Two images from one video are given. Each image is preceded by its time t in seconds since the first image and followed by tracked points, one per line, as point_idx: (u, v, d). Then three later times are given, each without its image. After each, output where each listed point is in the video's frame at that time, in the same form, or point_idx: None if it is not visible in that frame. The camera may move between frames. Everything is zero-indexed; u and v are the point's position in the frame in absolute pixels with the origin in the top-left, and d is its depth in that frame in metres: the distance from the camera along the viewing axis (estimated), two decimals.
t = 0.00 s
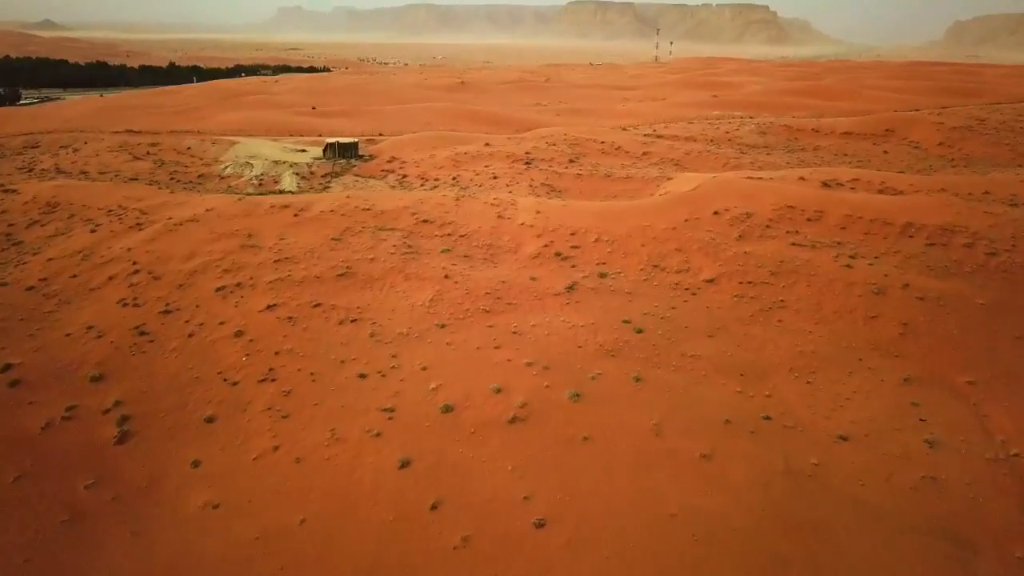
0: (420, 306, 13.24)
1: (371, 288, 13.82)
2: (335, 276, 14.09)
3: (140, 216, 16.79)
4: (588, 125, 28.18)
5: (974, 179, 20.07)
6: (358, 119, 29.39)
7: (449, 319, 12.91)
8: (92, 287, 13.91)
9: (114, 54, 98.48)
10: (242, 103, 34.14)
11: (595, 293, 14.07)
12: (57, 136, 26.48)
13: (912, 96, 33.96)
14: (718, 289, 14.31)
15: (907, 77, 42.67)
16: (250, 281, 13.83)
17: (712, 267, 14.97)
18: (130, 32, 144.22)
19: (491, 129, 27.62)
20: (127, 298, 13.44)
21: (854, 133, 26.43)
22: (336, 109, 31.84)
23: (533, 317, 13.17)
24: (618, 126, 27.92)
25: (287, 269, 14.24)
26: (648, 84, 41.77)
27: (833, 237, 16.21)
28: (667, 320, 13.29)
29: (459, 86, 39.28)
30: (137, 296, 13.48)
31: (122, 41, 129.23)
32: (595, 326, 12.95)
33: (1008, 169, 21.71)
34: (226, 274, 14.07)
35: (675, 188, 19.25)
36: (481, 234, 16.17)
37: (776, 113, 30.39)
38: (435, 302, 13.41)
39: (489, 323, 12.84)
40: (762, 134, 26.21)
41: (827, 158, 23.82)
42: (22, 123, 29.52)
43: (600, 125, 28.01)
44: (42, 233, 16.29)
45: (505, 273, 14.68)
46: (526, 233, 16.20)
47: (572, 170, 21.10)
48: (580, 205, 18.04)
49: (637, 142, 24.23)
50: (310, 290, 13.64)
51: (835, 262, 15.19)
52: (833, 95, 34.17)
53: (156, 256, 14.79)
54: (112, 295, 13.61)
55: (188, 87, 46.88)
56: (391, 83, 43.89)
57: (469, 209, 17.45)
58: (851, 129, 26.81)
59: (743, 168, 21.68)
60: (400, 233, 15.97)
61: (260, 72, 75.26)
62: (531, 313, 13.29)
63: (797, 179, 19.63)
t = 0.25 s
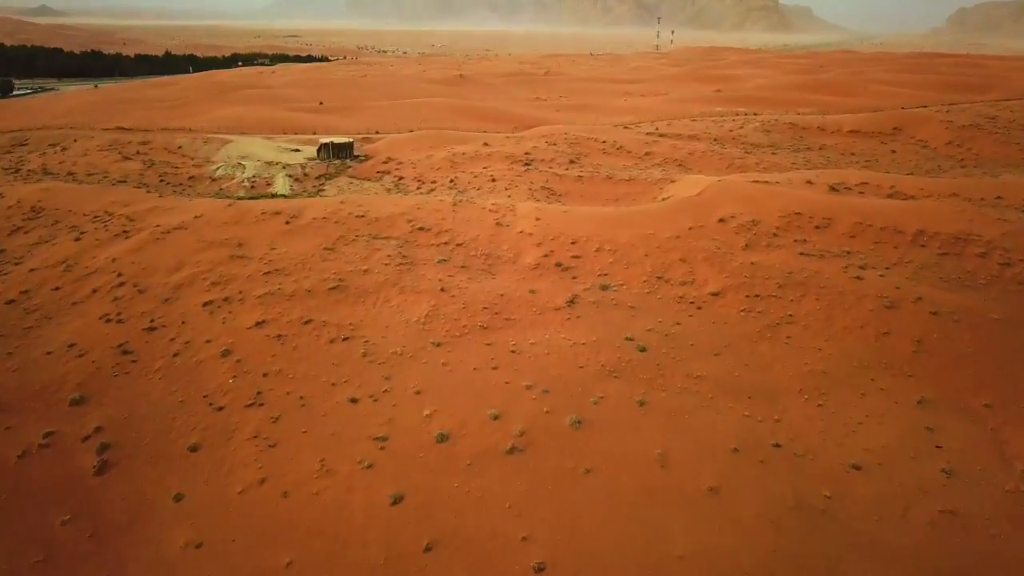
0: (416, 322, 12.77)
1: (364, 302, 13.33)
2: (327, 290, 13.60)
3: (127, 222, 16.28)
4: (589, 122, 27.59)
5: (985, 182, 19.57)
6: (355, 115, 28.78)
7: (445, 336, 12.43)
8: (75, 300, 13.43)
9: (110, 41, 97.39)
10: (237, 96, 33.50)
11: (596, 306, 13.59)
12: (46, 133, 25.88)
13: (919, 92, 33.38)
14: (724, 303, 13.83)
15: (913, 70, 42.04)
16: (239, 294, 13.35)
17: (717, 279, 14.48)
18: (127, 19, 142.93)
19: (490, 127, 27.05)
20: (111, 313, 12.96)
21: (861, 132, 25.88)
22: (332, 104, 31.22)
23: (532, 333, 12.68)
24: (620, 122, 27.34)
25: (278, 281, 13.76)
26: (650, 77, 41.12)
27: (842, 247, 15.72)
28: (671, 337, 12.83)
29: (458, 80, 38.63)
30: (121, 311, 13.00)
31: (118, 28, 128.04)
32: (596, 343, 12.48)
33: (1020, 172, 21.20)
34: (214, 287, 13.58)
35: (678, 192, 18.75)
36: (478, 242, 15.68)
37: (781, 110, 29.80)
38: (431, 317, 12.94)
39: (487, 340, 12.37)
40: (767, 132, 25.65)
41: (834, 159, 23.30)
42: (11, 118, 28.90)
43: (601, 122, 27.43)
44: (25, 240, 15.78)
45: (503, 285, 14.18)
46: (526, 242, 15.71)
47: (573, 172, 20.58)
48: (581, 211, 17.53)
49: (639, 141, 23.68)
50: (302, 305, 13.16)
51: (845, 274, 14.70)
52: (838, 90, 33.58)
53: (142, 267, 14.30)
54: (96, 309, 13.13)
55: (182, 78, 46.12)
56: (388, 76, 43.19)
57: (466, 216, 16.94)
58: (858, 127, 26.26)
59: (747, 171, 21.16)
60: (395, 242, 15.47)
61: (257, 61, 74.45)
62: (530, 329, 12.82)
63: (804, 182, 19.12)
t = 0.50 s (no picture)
0: (411, 345, 12.31)
1: (358, 324, 12.86)
2: (320, 310, 13.13)
3: (113, 236, 15.81)
4: (590, 124, 27.04)
5: (997, 191, 19.07)
6: (351, 116, 28.22)
7: (442, 361, 11.97)
8: (57, 321, 12.97)
9: (105, 35, 96.51)
10: (230, 94, 32.87)
11: (598, 327, 13.12)
12: (34, 135, 25.30)
13: (926, 91, 32.83)
14: (731, 325, 13.35)
15: (918, 67, 41.46)
16: (227, 315, 12.89)
17: (723, 298, 14.02)
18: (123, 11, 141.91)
19: (490, 128, 26.50)
20: (94, 336, 12.51)
21: (867, 135, 25.36)
22: (328, 104, 30.63)
23: (532, 357, 12.22)
24: (622, 124, 26.80)
25: (268, 300, 13.29)
26: (652, 74, 40.50)
27: (852, 262, 15.26)
28: (675, 361, 12.38)
29: (456, 77, 38.01)
30: (104, 334, 12.53)
31: (114, 20, 127.03)
32: (599, 369, 12.00)
33: None
34: (201, 308, 13.10)
35: (682, 201, 18.25)
36: (476, 257, 15.19)
37: (785, 111, 29.24)
38: (427, 339, 12.47)
39: (484, 365, 11.91)
40: (772, 135, 25.12)
41: (841, 165, 22.78)
42: None
43: (602, 124, 26.87)
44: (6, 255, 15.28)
45: (501, 304, 13.70)
46: (526, 257, 15.22)
47: (574, 179, 20.08)
48: (582, 222, 17.04)
49: (641, 145, 23.15)
50: (293, 326, 12.69)
51: (855, 292, 14.24)
52: (844, 89, 33.02)
53: (128, 285, 13.82)
54: (78, 331, 12.67)
55: (176, 74, 45.38)
56: (386, 73, 42.56)
57: (464, 227, 16.45)
58: (864, 129, 25.74)
59: (752, 178, 20.67)
60: (390, 257, 14.99)
61: (254, 55, 73.70)
62: (529, 352, 12.36)
63: (812, 191, 18.63)
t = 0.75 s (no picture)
0: (405, 373, 11.83)
1: (350, 348, 12.38)
2: (312, 332, 12.64)
3: (99, 251, 15.30)
4: (591, 128, 26.51)
5: (1010, 201, 18.59)
6: (347, 119, 27.68)
7: (438, 389, 11.50)
8: (37, 345, 12.48)
9: (102, 29, 95.75)
10: (225, 95, 32.28)
11: (600, 351, 12.65)
12: (22, 139, 24.73)
13: (932, 92, 32.29)
14: (737, 349, 12.88)
15: (923, 66, 40.93)
16: (215, 339, 12.40)
17: (729, 319, 13.54)
18: (120, 4, 140.98)
19: (488, 132, 25.96)
20: (75, 362, 12.02)
21: (874, 140, 24.86)
22: (324, 106, 30.08)
23: (531, 384, 11.74)
24: (623, 128, 26.28)
25: (257, 323, 12.79)
26: (653, 74, 39.92)
27: (861, 280, 14.78)
28: (680, 389, 11.90)
29: (455, 77, 37.43)
30: (86, 360, 12.04)
31: (110, 13, 126.07)
32: (600, 397, 11.54)
33: None
34: (187, 330, 12.61)
35: (685, 213, 17.75)
36: (474, 274, 14.71)
37: (790, 114, 28.71)
38: (422, 365, 11.98)
39: (482, 395, 11.43)
40: (776, 141, 24.61)
41: (847, 172, 22.28)
42: None
43: (603, 128, 26.35)
44: None
45: (500, 325, 13.22)
46: (525, 274, 14.74)
47: (574, 189, 19.57)
48: (584, 235, 16.55)
49: (644, 151, 22.64)
50: (283, 351, 12.21)
51: (865, 313, 13.77)
52: (848, 91, 32.48)
53: (112, 306, 13.33)
54: (59, 357, 12.18)
55: (171, 72, 44.74)
56: (384, 73, 42.02)
57: (461, 241, 15.96)
58: (871, 134, 25.23)
59: (757, 188, 20.17)
60: (385, 274, 14.50)
61: (251, 50, 72.99)
62: (529, 379, 11.87)
63: (819, 202, 18.14)
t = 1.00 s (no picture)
0: (401, 405, 11.34)
1: (343, 377, 11.90)
2: (304, 360, 12.16)
3: (85, 270, 14.83)
4: (593, 134, 25.99)
5: None
6: (344, 123, 27.18)
7: (434, 423, 11.03)
8: (19, 373, 12.01)
9: (100, 24, 95.09)
10: (221, 98, 31.76)
11: (604, 380, 12.17)
12: (12, 146, 24.24)
13: (939, 95, 31.75)
14: (746, 377, 12.40)
15: (929, 66, 40.36)
16: (202, 368, 11.93)
17: (736, 344, 13.05)
18: None
19: (488, 137, 25.44)
20: (57, 393, 11.55)
21: (882, 147, 24.34)
22: (321, 110, 29.56)
23: (531, 417, 11.27)
24: (626, 134, 25.76)
25: (246, 350, 12.32)
26: (656, 75, 39.37)
27: (873, 301, 14.29)
28: (688, 420, 11.41)
29: (454, 78, 36.90)
30: (68, 390, 11.58)
31: (108, 8, 125.39)
32: (604, 431, 11.06)
33: None
34: (174, 358, 12.14)
35: (691, 227, 17.24)
36: (472, 295, 14.22)
37: (796, 119, 28.19)
38: (418, 396, 11.50)
39: (480, 429, 10.95)
40: (782, 147, 24.10)
41: (856, 180, 21.77)
42: None
43: (606, 134, 25.84)
44: None
45: (499, 350, 12.73)
46: (525, 295, 14.25)
47: (576, 200, 19.07)
48: (586, 251, 16.06)
49: (647, 159, 22.14)
50: (273, 380, 11.73)
51: (878, 337, 13.28)
52: (854, 93, 31.94)
53: (97, 331, 12.86)
54: (40, 387, 11.72)
55: (167, 72, 44.21)
56: (383, 73, 41.50)
57: (460, 259, 15.47)
58: (879, 140, 24.72)
59: (763, 199, 19.67)
60: (380, 296, 14.01)
61: (249, 47, 72.39)
62: (529, 411, 11.39)
63: (827, 216, 17.64)
